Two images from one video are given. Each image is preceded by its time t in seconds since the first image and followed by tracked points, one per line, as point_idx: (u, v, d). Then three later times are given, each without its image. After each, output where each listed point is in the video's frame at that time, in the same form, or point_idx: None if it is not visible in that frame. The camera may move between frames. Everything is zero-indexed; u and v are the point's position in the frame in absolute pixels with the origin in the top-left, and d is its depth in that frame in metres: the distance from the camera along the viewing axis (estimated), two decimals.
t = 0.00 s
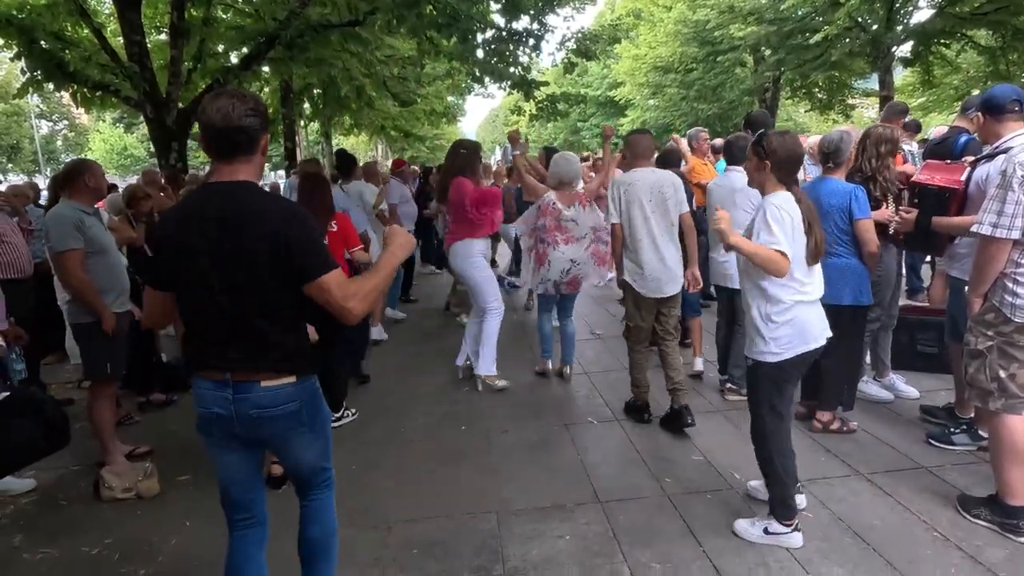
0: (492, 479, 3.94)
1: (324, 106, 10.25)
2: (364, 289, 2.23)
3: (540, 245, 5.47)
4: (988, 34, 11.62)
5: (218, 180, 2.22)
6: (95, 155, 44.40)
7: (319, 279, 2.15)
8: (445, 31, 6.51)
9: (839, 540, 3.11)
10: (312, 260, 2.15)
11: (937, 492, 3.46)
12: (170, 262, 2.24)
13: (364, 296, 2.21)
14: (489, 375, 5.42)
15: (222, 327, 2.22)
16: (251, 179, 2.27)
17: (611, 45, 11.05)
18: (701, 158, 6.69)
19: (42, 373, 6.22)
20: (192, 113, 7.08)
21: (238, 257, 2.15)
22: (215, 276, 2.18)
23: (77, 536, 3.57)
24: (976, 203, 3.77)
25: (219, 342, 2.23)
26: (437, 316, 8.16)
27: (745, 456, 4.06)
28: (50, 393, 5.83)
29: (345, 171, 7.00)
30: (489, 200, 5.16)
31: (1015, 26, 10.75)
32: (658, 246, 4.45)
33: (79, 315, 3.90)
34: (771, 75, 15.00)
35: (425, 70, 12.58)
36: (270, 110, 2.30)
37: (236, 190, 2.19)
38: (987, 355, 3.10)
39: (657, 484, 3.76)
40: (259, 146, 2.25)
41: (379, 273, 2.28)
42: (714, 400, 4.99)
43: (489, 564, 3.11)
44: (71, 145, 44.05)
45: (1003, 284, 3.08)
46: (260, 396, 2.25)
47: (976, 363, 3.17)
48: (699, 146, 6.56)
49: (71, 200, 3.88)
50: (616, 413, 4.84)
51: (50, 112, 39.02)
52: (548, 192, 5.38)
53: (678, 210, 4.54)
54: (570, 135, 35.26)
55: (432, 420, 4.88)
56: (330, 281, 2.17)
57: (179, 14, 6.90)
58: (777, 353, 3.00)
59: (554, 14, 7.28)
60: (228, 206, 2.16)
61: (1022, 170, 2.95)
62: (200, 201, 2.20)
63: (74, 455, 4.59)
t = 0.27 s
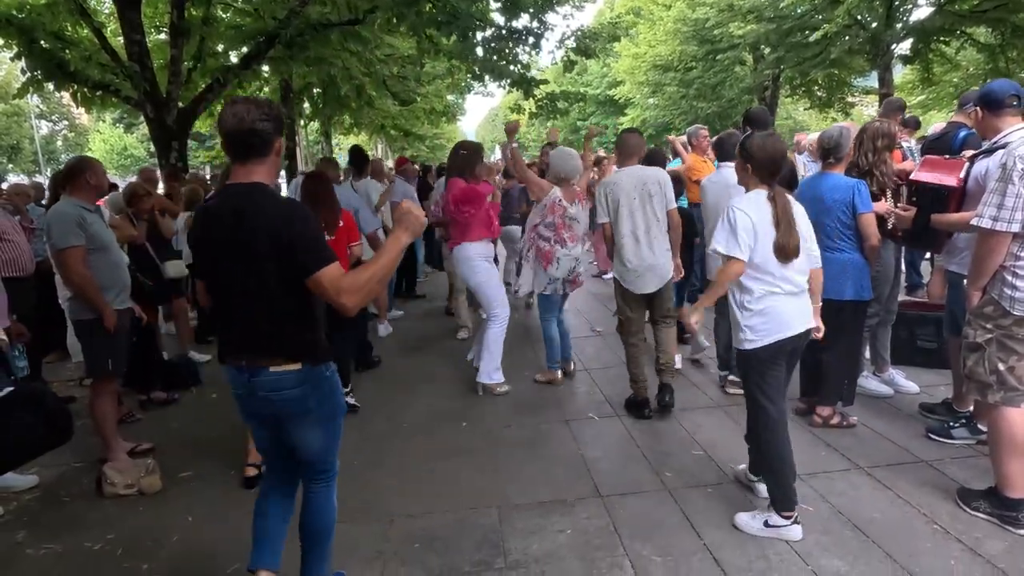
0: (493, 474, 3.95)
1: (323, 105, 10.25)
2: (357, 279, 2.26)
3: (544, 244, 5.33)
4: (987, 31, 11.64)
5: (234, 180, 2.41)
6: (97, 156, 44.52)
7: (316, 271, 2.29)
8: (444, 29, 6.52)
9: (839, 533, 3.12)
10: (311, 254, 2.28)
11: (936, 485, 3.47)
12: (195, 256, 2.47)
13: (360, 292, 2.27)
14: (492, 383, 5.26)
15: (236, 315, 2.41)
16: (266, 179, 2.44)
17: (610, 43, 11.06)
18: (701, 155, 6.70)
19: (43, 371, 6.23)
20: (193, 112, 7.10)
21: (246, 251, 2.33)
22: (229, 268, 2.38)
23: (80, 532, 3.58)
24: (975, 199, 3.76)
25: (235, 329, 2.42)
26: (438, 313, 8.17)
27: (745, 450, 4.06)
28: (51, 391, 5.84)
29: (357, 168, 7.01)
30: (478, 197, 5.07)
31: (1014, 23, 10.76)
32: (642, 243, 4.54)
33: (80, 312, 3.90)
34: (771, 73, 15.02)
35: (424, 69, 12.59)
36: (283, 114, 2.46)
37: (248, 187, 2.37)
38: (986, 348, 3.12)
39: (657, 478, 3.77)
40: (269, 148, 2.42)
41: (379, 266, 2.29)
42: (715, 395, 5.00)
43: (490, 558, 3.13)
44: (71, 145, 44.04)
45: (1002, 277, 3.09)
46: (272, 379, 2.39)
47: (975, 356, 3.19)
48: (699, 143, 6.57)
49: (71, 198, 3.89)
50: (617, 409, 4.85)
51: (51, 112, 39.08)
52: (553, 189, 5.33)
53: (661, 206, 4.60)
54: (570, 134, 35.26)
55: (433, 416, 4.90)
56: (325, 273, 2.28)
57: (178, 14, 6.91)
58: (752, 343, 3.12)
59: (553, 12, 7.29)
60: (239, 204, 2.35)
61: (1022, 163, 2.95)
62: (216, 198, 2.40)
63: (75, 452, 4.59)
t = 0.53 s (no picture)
0: (496, 476, 3.93)
1: (324, 106, 10.24)
2: (366, 274, 2.37)
3: (560, 244, 5.16)
4: (987, 31, 11.63)
5: (251, 171, 2.53)
6: (97, 157, 44.53)
7: (323, 263, 2.37)
8: (444, 29, 6.51)
9: (843, 534, 3.11)
10: (317, 242, 2.36)
11: (941, 485, 3.46)
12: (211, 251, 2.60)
13: (367, 285, 2.37)
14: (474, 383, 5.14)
15: (246, 305, 2.53)
16: (278, 172, 2.57)
17: (610, 43, 11.04)
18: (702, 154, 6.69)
19: (43, 373, 6.22)
20: (193, 114, 7.09)
21: (260, 247, 2.44)
22: (243, 262, 2.50)
23: (80, 534, 3.57)
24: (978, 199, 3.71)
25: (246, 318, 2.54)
26: (439, 314, 8.16)
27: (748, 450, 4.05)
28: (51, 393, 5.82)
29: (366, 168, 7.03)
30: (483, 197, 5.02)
31: (1014, 22, 10.75)
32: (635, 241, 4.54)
33: (80, 314, 3.88)
34: (771, 74, 15.01)
35: (425, 69, 12.58)
36: (290, 111, 2.58)
37: (258, 181, 2.49)
38: (991, 347, 3.10)
39: (660, 479, 3.76)
40: (276, 141, 2.53)
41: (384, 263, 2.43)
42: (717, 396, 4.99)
43: (493, 560, 3.11)
44: (70, 146, 44.04)
45: (1007, 277, 3.08)
46: (275, 358, 2.53)
47: (979, 356, 3.17)
48: (700, 143, 6.56)
49: (70, 198, 3.88)
50: (618, 409, 4.84)
51: (51, 114, 39.12)
52: (569, 190, 5.18)
53: (655, 205, 4.57)
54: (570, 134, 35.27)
55: (435, 417, 4.89)
56: (333, 266, 2.36)
57: (178, 15, 6.90)
58: (731, 334, 3.34)
59: (553, 12, 7.28)
60: (252, 201, 2.47)
61: None
62: (231, 195, 2.52)
63: (75, 455, 4.58)
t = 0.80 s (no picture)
0: (495, 477, 3.91)
1: (322, 108, 10.21)
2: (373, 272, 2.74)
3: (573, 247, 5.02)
4: (986, 28, 11.61)
5: (251, 175, 2.69)
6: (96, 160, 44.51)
7: (334, 263, 2.63)
8: (442, 29, 6.49)
9: (845, 534, 3.08)
10: (325, 238, 2.60)
11: (944, 484, 3.43)
12: (208, 248, 2.69)
13: (370, 280, 2.72)
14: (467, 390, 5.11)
15: (250, 299, 2.66)
16: (278, 172, 2.75)
17: (609, 43, 11.02)
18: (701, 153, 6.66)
19: (41, 377, 6.20)
20: (191, 115, 7.08)
21: (267, 242, 2.61)
22: (248, 258, 2.64)
23: (77, 539, 3.54)
24: (980, 195, 3.69)
25: (247, 310, 2.67)
26: (438, 315, 8.14)
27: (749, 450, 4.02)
28: (48, 396, 5.80)
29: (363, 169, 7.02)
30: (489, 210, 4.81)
31: (1014, 19, 10.71)
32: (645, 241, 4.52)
33: (72, 317, 3.87)
34: (770, 72, 14.98)
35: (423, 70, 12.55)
36: (287, 115, 2.76)
37: (263, 182, 2.66)
38: (993, 345, 3.08)
39: (661, 480, 3.73)
40: (275, 144, 2.71)
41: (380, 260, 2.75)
42: (718, 396, 4.96)
43: (492, 563, 3.08)
44: (70, 149, 44.03)
45: (1009, 274, 3.05)
46: (277, 352, 2.68)
47: (981, 355, 3.15)
48: (700, 142, 6.53)
49: (62, 200, 3.86)
50: (618, 410, 4.81)
51: (50, 117, 39.13)
52: (581, 190, 5.01)
53: (663, 207, 4.56)
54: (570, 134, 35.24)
55: (434, 419, 4.86)
56: (345, 265, 2.65)
57: (176, 16, 6.88)
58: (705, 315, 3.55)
59: (552, 12, 7.26)
60: (258, 200, 2.62)
61: None
62: (236, 196, 2.65)
63: (72, 458, 4.55)
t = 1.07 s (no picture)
0: (496, 480, 3.88)
1: (322, 109, 10.19)
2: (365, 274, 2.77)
3: (589, 251, 4.91)
4: (987, 25, 11.57)
5: (245, 182, 2.71)
6: (97, 162, 44.53)
7: (325, 266, 2.66)
8: (441, 29, 6.46)
9: (850, 538, 3.05)
10: (322, 243, 2.65)
11: (949, 486, 3.39)
12: (202, 253, 2.66)
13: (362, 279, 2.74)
14: (469, 398, 4.95)
15: (244, 305, 2.65)
16: (271, 180, 2.78)
17: (609, 42, 10.99)
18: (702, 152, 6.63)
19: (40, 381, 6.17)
20: (191, 117, 7.06)
21: (263, 247, 2.62)
22: (244, 263, 2.63)
23: (74, 544, 3.52)
24: (984, 195, 3.65)
25: (241, 316, 2.66)
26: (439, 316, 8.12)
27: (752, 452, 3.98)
28: (47, 400, 5.77)
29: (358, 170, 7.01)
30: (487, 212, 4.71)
31: (1015, 16, 10.68)
32: (659, 238, 4.61)
33: (66, 321, 3.87)
34: (770, 71, 14.95)
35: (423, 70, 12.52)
36: (281, 126, 2.79)
37: (257, 189, 2.68)
38: (999, 346, 3.04)
39: (663, 483, 3.69)
40: (267, 154, 2.75)
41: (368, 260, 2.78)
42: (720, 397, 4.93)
43: (493, 568, 3.05)
44: (70, 151, 44.04)
45: (1015, 274, 3.02)
46: (269, 352, 2.70)
47: (987, 356, 3.11)
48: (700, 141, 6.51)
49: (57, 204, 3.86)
50: (620, 411, 4.78)
51: (51, 119, 39.16)
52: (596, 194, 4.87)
53: (676, 201, 4.70)
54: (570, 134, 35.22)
55: (434, 421, 4.83)
56: (336, 269, 2.67)
57: (175, 18, 6.86)
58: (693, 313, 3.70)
59: (551, 12, 7.23)
60: (253, 204, 2.64)
61: None
62: (231, 202, 2.66)
63: (71, 462, 4.53)
